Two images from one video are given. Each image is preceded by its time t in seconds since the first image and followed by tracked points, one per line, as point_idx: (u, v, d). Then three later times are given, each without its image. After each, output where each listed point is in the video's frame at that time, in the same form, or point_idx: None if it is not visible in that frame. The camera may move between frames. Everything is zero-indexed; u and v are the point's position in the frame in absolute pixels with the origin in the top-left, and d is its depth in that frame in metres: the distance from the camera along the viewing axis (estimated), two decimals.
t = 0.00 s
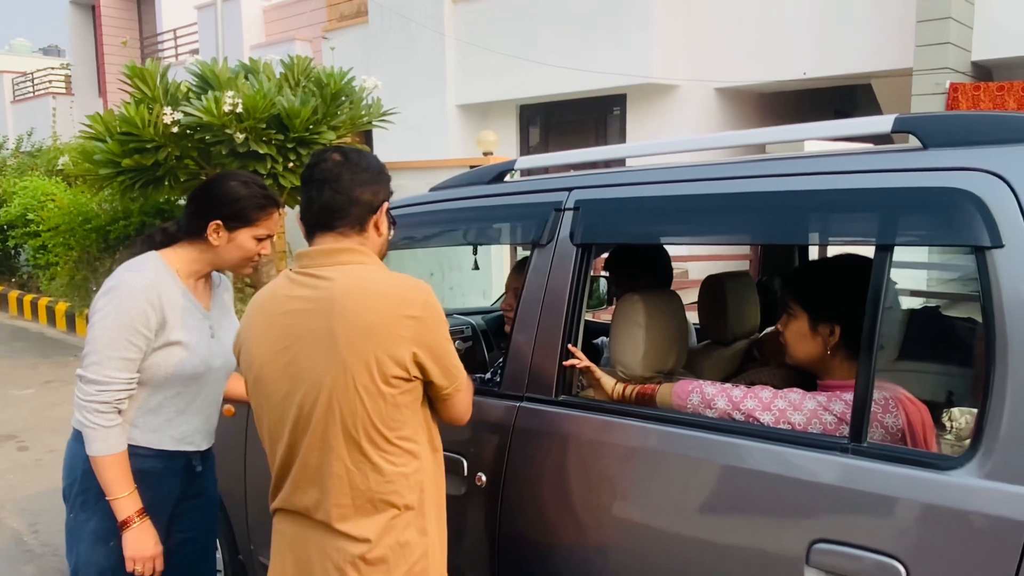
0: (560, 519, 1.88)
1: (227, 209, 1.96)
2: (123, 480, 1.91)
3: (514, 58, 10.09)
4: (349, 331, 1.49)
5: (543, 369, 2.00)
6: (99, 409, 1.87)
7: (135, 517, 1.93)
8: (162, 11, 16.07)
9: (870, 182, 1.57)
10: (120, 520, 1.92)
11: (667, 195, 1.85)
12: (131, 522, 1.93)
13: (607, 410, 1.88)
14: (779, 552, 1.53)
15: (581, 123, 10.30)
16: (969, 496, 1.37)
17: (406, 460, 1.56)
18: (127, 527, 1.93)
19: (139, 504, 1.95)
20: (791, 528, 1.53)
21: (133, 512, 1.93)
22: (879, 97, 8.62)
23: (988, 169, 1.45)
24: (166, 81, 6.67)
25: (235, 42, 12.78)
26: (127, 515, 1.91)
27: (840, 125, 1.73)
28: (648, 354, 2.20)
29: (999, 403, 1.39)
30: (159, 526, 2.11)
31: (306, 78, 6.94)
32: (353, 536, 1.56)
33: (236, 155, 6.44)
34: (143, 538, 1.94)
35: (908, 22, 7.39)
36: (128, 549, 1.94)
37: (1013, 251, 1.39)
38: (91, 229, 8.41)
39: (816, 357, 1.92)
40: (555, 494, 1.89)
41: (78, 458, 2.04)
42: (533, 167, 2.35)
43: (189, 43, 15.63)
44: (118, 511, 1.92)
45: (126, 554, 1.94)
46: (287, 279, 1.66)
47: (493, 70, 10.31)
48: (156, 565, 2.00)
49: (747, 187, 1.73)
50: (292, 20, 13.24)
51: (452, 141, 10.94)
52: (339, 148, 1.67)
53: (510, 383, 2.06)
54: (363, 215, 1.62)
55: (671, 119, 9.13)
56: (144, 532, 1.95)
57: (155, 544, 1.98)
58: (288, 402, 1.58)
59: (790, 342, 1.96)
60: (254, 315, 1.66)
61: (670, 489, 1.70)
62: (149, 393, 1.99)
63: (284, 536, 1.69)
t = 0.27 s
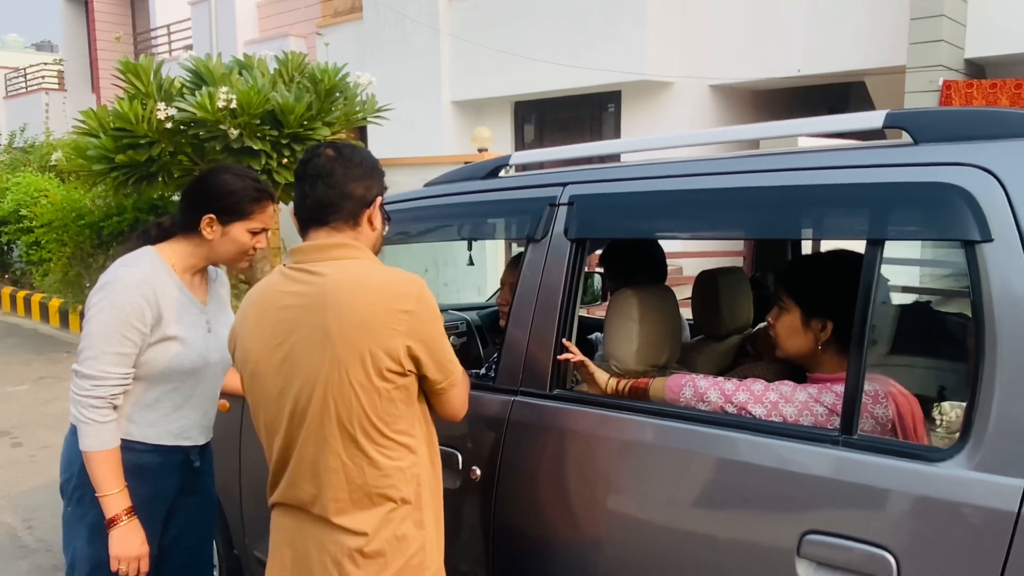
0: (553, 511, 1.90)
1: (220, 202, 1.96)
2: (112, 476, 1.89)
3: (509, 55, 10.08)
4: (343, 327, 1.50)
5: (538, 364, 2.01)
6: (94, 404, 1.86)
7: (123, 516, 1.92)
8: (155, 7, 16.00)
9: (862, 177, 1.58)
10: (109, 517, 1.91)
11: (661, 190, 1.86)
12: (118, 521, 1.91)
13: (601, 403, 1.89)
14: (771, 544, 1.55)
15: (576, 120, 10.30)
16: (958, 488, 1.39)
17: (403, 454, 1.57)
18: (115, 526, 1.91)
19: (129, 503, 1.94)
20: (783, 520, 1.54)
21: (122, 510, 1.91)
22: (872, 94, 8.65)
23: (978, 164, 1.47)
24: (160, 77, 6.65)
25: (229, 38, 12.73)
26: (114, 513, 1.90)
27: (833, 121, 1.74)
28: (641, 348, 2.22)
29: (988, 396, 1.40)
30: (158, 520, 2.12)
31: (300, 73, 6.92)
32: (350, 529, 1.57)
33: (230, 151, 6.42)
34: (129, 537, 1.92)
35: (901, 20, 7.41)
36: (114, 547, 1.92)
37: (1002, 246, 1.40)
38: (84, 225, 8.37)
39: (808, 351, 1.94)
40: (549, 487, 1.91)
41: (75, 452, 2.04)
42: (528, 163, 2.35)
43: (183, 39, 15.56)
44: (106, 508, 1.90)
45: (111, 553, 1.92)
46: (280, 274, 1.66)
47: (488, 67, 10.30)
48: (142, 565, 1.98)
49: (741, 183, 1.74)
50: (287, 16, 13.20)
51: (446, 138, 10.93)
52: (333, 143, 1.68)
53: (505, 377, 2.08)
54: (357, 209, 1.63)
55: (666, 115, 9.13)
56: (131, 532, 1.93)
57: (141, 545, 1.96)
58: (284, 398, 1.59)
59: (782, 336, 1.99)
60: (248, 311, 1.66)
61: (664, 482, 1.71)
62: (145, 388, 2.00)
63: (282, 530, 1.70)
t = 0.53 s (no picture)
0: (552, 504, 1.91)
1: (217, 195, 1.96)
2: (116, 471, 1.90)
3: (506, 51, 10.08)
4: (345, 321, 1.50)
5: (537, 358, 2.02)
6: (95, 400, 1.87)
7: (127, 510, 1.92)
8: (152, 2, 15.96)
9: (860, 173, 1.59)
10: (113, 513, 1.91)
11: (661, 186, 1.87)
12: (123, 516, 1.92)
13: (600, 397, 1.91)
14: (768, 536, 1.56)
15: (573, 117, 10.31)
16: (954, 480, 1.40)
17: (405, 446, 1.58)
18: (119, 521, 1.91)
19: (133, 498, 1.94)
20: (780, 512, 1.56)
21: (126, 505, 1.91)
22: (869, 91, 8.66)
23: (976, 160, 1.48)
24: (157, 72, 6.64)
25: (225, 34, 12.68)
26: (119, 508, 1.90)
27: (831, 116, 1.75)
28: (640, 345, 2.24)
29: (984, 390, 1.41)
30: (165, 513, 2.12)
31: (298, 69, 6.91)
32: (354, 522, 1.57)
33: (227, 147, 6.41)
34: (134, 532, 1.93)
35: (898, 17, 7.43)
36: (119, 543, 1.93)
37: (999, 240, 1.41)
38: (81, 221, 8.34)
39: (813, 346, 1.95)
40: (548, 480, 1.92)
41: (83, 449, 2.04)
42: (526, 158, 2.36)
43: (180, 35, 15.53)
44: (110, 504, 1.90)
45: (117, 549, 1.92)
46: (282, 269, 1.67)
47: (485, 64, 10.30)
48: (148, 561, 1.98)
49: (740, 178, 1.75)
50: (285, 12, 13.20)
51: (444, 134, 10.94)
52: (335, 139, 1.69)
53: (505, 371, 2.09)
54: (357, 204, 1.63)
55: (663, 112, 9.15)
56: (136, 527, 1.94)
57: (146, 540, 1.96)
58: (287, 392, 1.59)
59: (788, 329, 1.98)
60: (250, 307, 1.67)
61: (662, 476, 1.72)
62: (146, 383, 2.00)
63: (285, 524, 1.71)
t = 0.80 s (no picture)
0: (550, 501, 1.92)
1: (212, 187, 1.97)
2: (124, 475, 1.89)
3: (504, 49, 10.07)
4: (345, 320, 1.51)
5: (535, 355, 2.03)
6: (106, 403, 1.85)
7: (136, 514, 1.91)
8: None
9: (857, 171, 1.60)
10: (122, 517, 1.91)
11: (659, 183, 1.88)
12: (132, 519, 1.91)
13: (597, 394, 1.92)
14: (765, 532, 1.57)
15: (570, 114, 10.32)
16: (949, 475, 1.42)
17: (405, 444, 1.59)
18: (128, 525, 1.91)
19: (141, 501, 1.94)
20: (777, 508, 1.57)
21: (135, 508, 1.91)
22: (866, 89, 8.67)
23: (972, 158, 1.49)
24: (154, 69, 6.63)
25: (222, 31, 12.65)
26: (128, 512, 1.89)
27: (829, 114, 1.76)
28: (634, 343, 2.29)
29: (979, 386, 1.43)
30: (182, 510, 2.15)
31: (295, 66, 6.90)
32: (355, 519, 1.58)
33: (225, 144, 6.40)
34: (143, 536, 1.93)
35: (895, 16, 7.44)
36: (127, 548, 1.92)
37: (994, 238, 1.42)
38: (77, 218, 8.31)
39: (809, 342, 1.96)
40: (547, 476, 1.93)
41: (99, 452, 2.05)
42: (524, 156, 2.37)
43: (176, 32, 15.48)
44: (119, 508, 1.90)
45: (125, 553, 1.92)
46: (281, 267, 1.67)
47: (483, 61, 10.30)
48: (155, 565, 1.98)
49: (737, 176, 1.76)
50: (282, 9, 13.18)
51: (441, 132, 10.93)
52: (334, 136, 1.69)
53: (504, 367, 2.10)
54: (356, 202, 1.64)
55: (661, 110, 9.16)
56: (144, 530, 1.93)
57: (156, 542, 1.97)
58: (287, 390, 1.60)
59: (786, 324, 1.99)
60: (250, 305, 1.67)
61: (660, 472, 1.73)
62: (153, 381, 2.00)
63: (286, 521, 1.72)
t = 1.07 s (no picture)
0: (545, 499, 1.93)
1: (203, 182, 1.96)
2: (150, 494, 1.87)
3: (499, 48, 10.08)
4: (340, 320, 1.51)
5: (530, 354, 2.03)
6: (132, 420, 1.84)
7: (163, 533, 1.88)
8: None
9: (849, 171, 1.61)
10: (149, 536, 1.88)
11: (653, 183, 1.88)
12: (158, 539, 1.88)
13: (592, 393, 1.92)
14: (758, 529, 1.58)
15: (565, 113, 10.33)
16: (939, 472, 1.43)
17: (399, 443, 1.59)
18: (154, 545, 1.88)
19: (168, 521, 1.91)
20: (769, 506, 1.58)
21: (161, 527, 1.88)
22: (860, 88, 8.71)
23: (962, 158, 1.50)
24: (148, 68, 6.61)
25: (217, 29, 12.63)
26: (155, 531, 1.86)
27: (821, 115, 1.77)
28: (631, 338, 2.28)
29: (969, 385, 1.44)
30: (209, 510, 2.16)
31: (290, 65, 6.89)
32: (349, 518, 1.59)
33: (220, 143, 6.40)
34: (169, 557, 1.89)
35: (889, 16, 7.46)
36: (153, 567, 1.89)
37: (983, 237, 1.44)
38: (72, 217, 8.27)
39: (794, 343, 1.98)
40: (542, 474, 1.94)
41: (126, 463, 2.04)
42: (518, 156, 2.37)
43: (171, 31, 15.45)
44: (145, 527, 1.87)
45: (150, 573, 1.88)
46: (275, 266, 1.68)
47: (478, 61, 10.30)
48: None
49: (731, 175, 1.77)
50: (277, 8, 13.17)
51: (437, 131, 10.93)
52: (326, 134, 1.70)
53: (498, 367, 2.10)
54: (351, 201, 1.65)
55: (656, 110, 9.18)
56: (171, 550, 1.90)
57: (181, 566, 1.92)
58: (282, 389, 1.60)
59: (771, 326, 2.00)
60: (244, 305, 1.67)
61: (654, 470, 1.74)
62: (176, 389, 1.99)
63: (280, 520, 1.72)
